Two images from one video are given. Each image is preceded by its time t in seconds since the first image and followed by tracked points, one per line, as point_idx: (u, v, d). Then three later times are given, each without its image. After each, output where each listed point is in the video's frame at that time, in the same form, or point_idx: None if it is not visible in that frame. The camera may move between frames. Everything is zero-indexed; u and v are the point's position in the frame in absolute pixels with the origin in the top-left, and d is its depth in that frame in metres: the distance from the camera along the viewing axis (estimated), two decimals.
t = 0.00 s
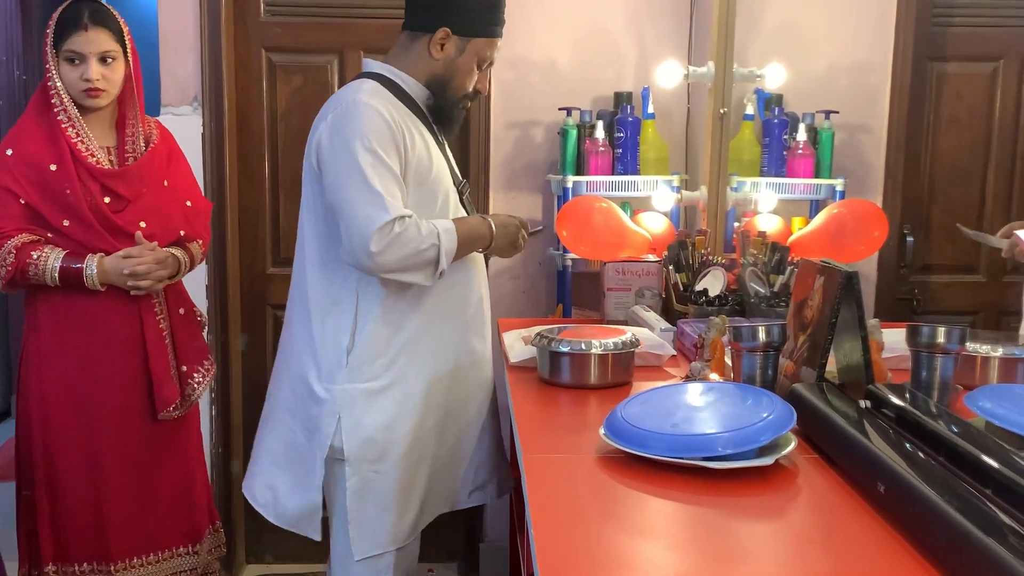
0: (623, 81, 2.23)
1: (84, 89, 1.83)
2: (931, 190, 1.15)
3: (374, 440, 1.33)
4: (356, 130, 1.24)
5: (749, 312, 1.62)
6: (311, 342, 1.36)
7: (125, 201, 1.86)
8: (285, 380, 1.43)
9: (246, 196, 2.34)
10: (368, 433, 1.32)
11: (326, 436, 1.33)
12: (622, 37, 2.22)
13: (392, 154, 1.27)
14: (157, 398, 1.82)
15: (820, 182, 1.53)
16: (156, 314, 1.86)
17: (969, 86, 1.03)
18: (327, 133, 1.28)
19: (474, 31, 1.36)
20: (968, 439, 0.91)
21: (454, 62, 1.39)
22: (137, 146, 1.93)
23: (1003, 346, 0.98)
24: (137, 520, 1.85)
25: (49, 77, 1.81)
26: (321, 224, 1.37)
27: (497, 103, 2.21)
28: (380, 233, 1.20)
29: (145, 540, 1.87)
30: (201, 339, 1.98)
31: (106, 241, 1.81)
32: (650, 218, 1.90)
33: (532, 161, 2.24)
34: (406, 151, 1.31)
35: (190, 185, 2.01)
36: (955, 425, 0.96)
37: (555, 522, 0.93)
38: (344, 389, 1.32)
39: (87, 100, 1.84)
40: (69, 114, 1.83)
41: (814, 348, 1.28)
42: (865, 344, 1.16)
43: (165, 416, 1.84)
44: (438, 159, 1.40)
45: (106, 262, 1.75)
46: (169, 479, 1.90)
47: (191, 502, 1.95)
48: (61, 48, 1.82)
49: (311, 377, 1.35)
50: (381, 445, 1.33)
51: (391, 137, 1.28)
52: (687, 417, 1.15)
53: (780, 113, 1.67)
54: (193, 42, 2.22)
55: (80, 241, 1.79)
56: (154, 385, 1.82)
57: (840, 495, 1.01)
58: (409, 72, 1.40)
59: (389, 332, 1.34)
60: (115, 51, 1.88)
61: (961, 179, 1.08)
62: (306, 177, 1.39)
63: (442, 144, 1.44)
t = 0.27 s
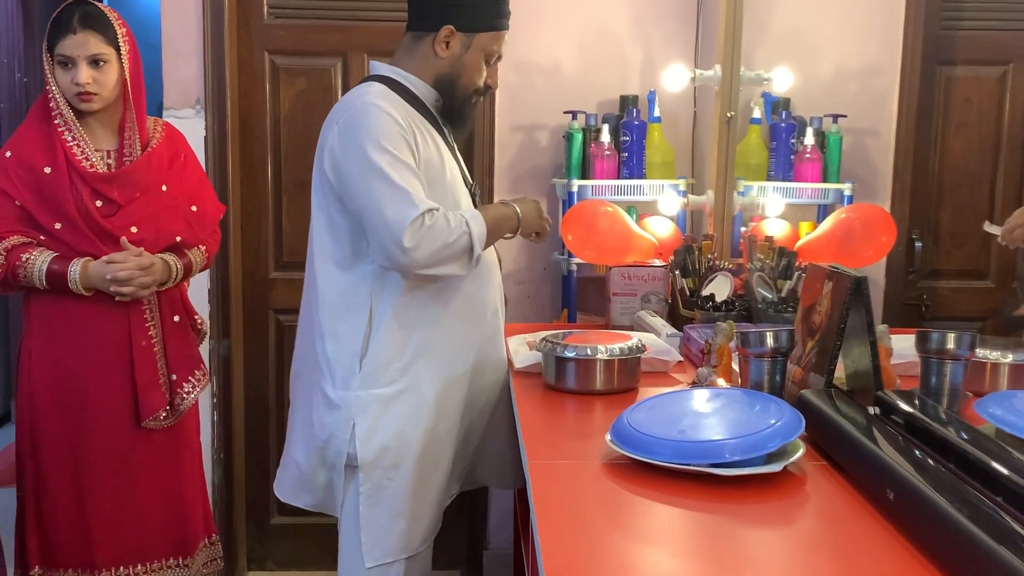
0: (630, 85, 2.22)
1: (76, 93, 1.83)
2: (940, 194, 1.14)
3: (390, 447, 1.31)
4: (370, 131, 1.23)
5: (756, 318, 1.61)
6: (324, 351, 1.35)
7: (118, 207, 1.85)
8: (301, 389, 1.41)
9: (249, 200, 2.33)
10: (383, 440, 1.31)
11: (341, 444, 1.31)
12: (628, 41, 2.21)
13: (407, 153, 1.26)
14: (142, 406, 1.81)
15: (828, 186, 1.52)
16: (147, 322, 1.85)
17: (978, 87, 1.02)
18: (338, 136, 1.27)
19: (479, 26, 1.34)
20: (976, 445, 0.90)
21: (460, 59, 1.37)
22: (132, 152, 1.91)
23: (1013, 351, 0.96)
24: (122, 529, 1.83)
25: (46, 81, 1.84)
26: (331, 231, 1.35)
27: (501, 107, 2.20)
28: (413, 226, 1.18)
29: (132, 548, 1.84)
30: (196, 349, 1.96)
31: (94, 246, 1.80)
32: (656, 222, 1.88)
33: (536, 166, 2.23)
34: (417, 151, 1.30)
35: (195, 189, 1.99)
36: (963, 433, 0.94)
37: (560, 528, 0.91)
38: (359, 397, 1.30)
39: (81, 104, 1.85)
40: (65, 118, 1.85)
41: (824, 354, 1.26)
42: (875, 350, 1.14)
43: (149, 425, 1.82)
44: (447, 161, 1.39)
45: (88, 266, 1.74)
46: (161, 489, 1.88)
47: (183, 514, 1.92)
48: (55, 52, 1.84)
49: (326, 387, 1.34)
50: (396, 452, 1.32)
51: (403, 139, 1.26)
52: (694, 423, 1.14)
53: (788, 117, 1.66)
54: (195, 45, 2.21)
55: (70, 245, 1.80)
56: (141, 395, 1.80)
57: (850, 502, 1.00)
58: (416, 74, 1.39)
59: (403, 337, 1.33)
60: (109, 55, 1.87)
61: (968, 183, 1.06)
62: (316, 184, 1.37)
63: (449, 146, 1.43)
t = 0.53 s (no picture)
0: (631, 88, 2.21)
1: (71, 95, 1.83)
2: (944, 198, 1.13)
3: (400, 454, 1.30)
4: (381, 134, 1.22)
5: (758, 323, 1.60)
6: (333, 359, 1.33)
7: (112, 210, 1.84)
8: (307, 396, 1.40)
9: (249, 203, 2.32)
10: (393, 447, 1.30)
11: (350, 453, 1.30)
12: (629, 43, 2.20)
13: (421, 155, 1.25)
14: (131, 412, 1.80)
15: (831, 190, 1.51)
16: (140, 328, 1.84)
17: (981, 91, 1.01)
18: (346, 140, 1.25)
19: (479, 26, 1.34)
20: (979, 452, 0.88)
21: (462, 61, 1.37)
22: (127, 155, 1.89)
23: (1018, 357, 0.95)
24: (109, 533, 1.82)
25: (45, 83, 1.84)
26: (338, 237, 1.34)
27: (502, 110, 2.19)
28: (447, 225, 1.19)
29: (119, 554, 1.84)
30: (188, 355, 1.94)
31: (86, 249, 1.79)
32: (658, 226, 1.87)
33: (537, 169, 2.22)
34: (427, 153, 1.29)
35: (194, 194, 1.99)
36: (968, 439, 0.93)
37: (561, 536, 0.90)
38: (369, 404, 1.29)
39: (77, 106, 1.84)
40: (63, 120, 1.85)
41: (826, 360, 1.25)
42: (877, 356, 1.13)
43: (138, 431, 1.81)
44: (451, 163, 1.38)
45: (77, 270, 1.74)
46: (151, 496, 1.86)
47: (173, 522, 1.90)
48: (52, 53, 1.84)
49: (336, 396, 1.32)
50: (405, 460, 1.31)
51: (414, 141, 1.25)
52: (695, 429, 1.12)
53: (790, 120, 1.65)
54: (194, 47, 2.21)
55: (62, 248, 1.79)
56: (129, 401, 1.80)
57: (853, 509, 0.99)
58: (413, 76, 1.38)
59: (414, 343, 1.32)
60: (104, 57, 1.86)
61: (971, 189, 1.04)
62: (321, 190, 1.35)
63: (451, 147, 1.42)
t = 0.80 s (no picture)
0: (630, 90, 2.20)
1: (65, 97, 1.81)
2: (945, 201, 1.12)
3: (392, 463, 1.29)
4: (368, 138, 1.21)
5: (758, 326, 1.58)
6: (326, 366, 1.33)
7: (107, 212, 1.83)
8: (301, 403, 1.39)
9: (246, 205, 2.31)
10: (386, 456, 1.29)
11: (343, 462, 1.29)
12: (628, 45, 2.19)
13: (408, 159, 1.23)
14: (127, 417, 1.78)
15: (831, 193, 1.50)
16: (136, 331, 1.83)
17: (982, 93, 1.00)
18: (333, 144, 1.24)
19: (472, 27, 1.33)
20: (980, 457, 0.87)
21: (452, 63, 1.36)
22: (123, 157, 1.89)
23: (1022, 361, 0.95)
24: (106, 537, 1.81)
25: (39, 85, 1.83)
26: (330, 243, 1.33)
27: (500, 112, 2.18)
28: (431, 232, 1.17)
29: (114, 558, 1.83)
30: (186, 358, 1.93)
31: (82, 252, 1.78)
32: (657, 229, 1.86)
33: (536, 171, 2.21)
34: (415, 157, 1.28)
35: (192, 196, 1.99)
36: (969, 443, 0.92)
37: (559, 542, 0.89)
38: (360, 412, 1.28)
39: (71, 108, 1.83)
40: (58, 122, 1.83)
41: (826, 364, 1.23)
42: (877, 361, 1.12)
43: (134, 436, 1.81)
44: (442, 166, 1.37)
45: (74, 273, 1.73)
46: (148, 501, 1.86)
47: (168, 527, 1.89)
48: (47, 55, 1.82)
49: (327, 404, 1.32)
50: (399, 468, 1.30)
51: (401, 146, 1.24)
52: (695, 433, 1.11)
53: (790, 122, 1.64)
54: (189, 51, 2.21)
55: (58, 250, 1.78)
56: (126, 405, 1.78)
57: (854, 515, 0.98)
58: (404, 78, 1.36)
59: (404, 350, 1.30)
60: (98, 58, 1.84)
61: (974, 193, 1.03)
62: (311, 195, 1.34)
63: (444, 149, 1.40)
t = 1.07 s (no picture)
0: (630, 92, 2.20)
1: (62, 99, 1.81)
2: (946, 203, 1.11)
3: (387, 466, 1.29)
4: (364, 137, 1.20)
5: (758, 329, 1.57)
6: (321, 369, 1.33)
7: (103, 213, 1.83)
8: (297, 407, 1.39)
9: (244, 207, 2.30)
10: (381, 459, 1.28)
11: (338, 464, 1.29)
12: (627, 47, 2.19)
13: (406, 156, 1.23)
14: (122, 418, 1.78)
15: (831, 196, 1.49)
16: (132, 332, 1.82)
17: (983, 94, 1.00)
18: (326, 146, 1.24)
19: (457, 24, 1.32)
20: (982, 460, 0.87)
21: (438, 61, 1.34)
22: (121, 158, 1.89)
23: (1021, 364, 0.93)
24: (101, 539, 1.80)
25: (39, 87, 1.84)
26: (324, 246, 1.32)
27: (499, 113, 2.18)
28: (445, 218, 1.17)
29: (110, 561, 1.82)
30: (183, 361, 1.92)
31: (78, 254, 1.79)
32: (657, 232, 1.86)
33: (535, 173, 2.21)
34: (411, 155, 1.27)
35: (194, 195, 1.97)
36: (970, 447, 0.91)
37: (558, 546, 0.88)
38: (354, 415, 1.27)
39: (69, 110, 1.83)
40: (57, 124, 1.84)
41: (826, 367, 1.23)
42: (878, 363, 1.11)
43: (129, 437, 1.79)
44: (433, 165, 1.36)
45: (67, 274, 1.73)
46: (144, 503, 1.85)
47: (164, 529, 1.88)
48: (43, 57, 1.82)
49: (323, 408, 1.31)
50: (395, 470, 1.30)
51: (398, 144, 1.24)
52: (695, 436, 1.10)
53: (790, 124, 1.64)
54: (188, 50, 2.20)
55: (56, 252, 1.79)
56: (121, 406, 1.77)
57: (855, 518, 0.97)
58: (393, 78, 1.36)
59: (400, 352, 1.30)
60: (93, 60, 1.83)
61: (976, 195, 1.02)
62: (303, 199, 1.34)
63: (436, 150, 1.40)
